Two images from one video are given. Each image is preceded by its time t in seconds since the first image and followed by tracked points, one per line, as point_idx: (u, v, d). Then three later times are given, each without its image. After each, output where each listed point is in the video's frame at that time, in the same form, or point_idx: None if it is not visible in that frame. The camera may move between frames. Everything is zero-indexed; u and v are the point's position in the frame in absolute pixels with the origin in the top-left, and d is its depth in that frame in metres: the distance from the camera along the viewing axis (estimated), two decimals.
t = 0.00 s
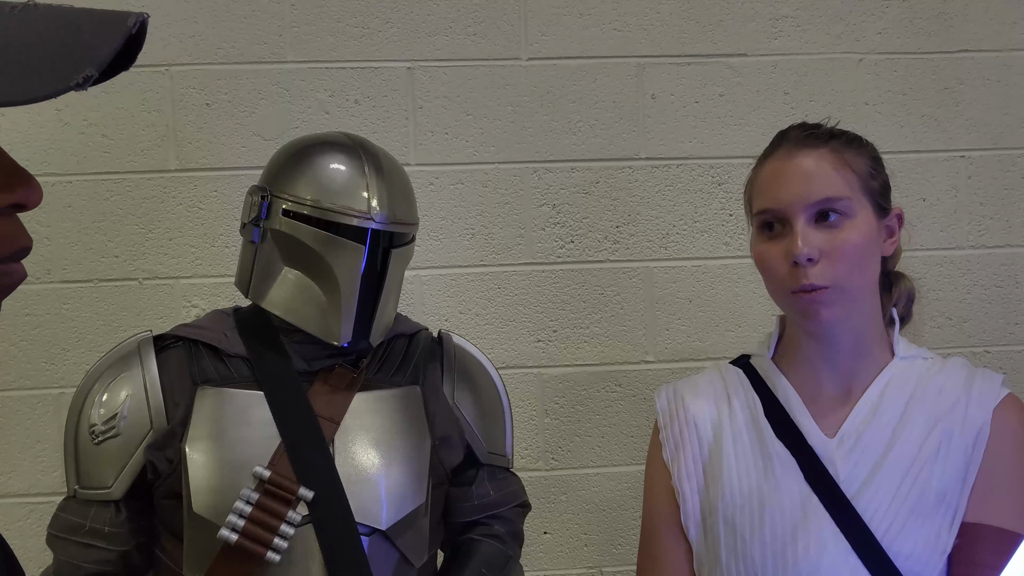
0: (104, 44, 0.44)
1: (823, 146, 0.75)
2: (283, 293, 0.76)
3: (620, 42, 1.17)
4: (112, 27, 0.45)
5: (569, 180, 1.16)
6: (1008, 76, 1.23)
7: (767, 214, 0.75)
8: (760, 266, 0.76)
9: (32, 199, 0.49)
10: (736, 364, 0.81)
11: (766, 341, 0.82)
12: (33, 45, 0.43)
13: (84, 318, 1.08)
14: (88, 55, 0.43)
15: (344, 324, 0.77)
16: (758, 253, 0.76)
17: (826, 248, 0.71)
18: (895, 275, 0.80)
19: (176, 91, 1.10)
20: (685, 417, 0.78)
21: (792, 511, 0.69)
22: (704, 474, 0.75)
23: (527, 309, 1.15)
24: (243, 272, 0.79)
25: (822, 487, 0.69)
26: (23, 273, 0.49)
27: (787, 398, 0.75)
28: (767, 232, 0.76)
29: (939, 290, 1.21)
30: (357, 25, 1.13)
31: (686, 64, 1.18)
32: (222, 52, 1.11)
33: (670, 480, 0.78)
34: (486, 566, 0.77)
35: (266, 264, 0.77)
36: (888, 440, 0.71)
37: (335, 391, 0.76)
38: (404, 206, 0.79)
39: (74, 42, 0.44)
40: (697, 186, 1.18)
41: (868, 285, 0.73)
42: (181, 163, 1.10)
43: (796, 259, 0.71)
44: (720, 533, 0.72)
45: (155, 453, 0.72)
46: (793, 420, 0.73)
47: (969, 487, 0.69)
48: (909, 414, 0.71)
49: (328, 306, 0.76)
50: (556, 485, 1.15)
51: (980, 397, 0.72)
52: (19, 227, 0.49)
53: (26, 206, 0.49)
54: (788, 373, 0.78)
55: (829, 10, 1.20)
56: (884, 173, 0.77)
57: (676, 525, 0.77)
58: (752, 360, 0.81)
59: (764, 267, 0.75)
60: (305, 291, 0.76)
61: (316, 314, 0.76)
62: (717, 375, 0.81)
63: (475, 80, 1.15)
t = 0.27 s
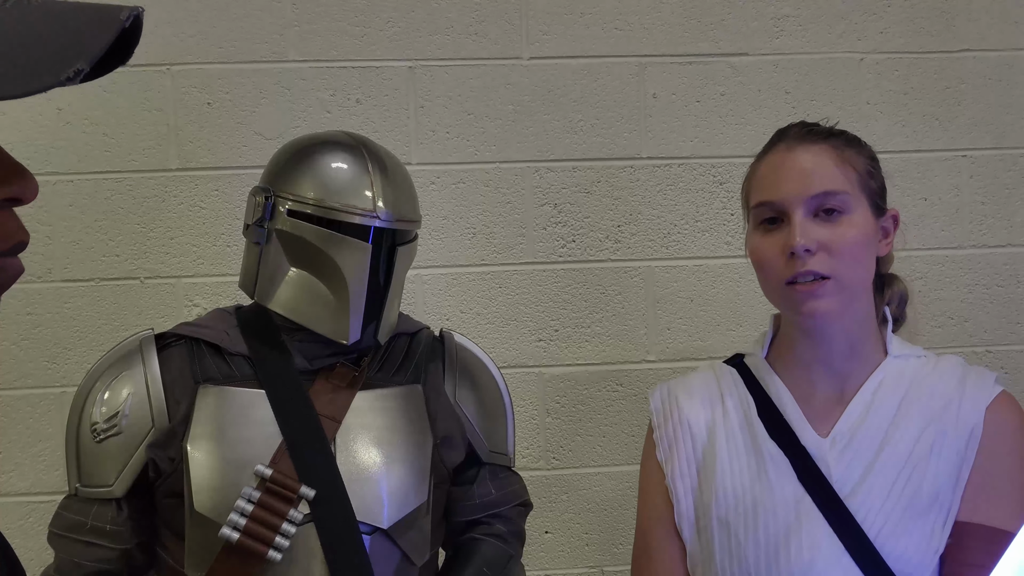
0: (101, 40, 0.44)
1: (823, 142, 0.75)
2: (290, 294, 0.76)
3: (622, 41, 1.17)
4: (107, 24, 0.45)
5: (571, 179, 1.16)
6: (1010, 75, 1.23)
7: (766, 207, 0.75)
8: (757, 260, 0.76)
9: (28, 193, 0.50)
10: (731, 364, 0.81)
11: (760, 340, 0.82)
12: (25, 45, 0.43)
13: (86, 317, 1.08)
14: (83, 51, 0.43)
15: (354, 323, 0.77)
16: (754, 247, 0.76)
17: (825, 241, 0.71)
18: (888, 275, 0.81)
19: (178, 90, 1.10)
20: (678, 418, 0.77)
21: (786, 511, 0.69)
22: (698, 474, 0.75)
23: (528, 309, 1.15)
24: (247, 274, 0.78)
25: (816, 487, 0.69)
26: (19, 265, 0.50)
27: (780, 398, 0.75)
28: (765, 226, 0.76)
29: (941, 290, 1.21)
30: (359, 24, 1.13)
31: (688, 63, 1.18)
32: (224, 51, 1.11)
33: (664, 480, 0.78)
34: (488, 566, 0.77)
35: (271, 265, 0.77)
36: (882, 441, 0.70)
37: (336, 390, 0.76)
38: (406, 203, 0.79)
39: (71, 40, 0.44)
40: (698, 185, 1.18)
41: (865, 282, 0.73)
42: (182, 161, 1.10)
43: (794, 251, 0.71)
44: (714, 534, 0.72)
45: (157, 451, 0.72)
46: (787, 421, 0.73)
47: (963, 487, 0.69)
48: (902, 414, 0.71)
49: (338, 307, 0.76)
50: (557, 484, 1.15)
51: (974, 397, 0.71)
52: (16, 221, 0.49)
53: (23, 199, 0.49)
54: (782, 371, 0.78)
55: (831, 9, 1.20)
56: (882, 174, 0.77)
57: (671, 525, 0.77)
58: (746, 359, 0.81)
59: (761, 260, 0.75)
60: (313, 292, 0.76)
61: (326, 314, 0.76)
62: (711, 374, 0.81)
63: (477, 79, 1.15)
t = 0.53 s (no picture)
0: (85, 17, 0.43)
1: (819, 138, 0.75)
2: (299, 297, 0.76)
3: (624, 41, 1.17)
4: None
5: (573, 179, 1.16)
6: (1012, 76, 1.23)
7: (762, 200, 0.75)
8: (751, 253, 0.75)
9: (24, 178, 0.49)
10: (723, 363, 0.81)
11: (753, 338, 0.82)
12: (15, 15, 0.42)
13: (89, 316, 1.09)
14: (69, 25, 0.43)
15: (364, 322, 0.77)
16: (749, 240, 0.76)
17: (820, 234, 0.71)
18: (878, 275, 0.81)
19: (180, 90, 1.10)
20: (671, 416, 0.77)
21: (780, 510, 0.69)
22: (691, 472, 0.75)
23: (530, 308, 1.15)
24: (254, 277, 0.79)
25: (809, 486, 0.69)
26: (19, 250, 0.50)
27: (774, 396, 0.74)
28: (760, 219, 0.76)
29: (943, 290, 1.21)
30: (361, 24, 1.13)
31: (690, 63, 1.18)
32: (226, 51, 1.11)
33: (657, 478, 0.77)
34: (489, 564, 0.77)
35: (279, 271, 0.76)
36: (876, 437, 0.71)
37: (339, 388, 0.76)
38: (410, 201, 0.79)
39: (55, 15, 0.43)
40: (700, 184, 1.18)
41: (859, 278, 0.73)
42: (185, 161, 1.10)
43: (789, 243, 0.70)
44: (707, 532, 0.72)
45: (159, 449, 0.72)
46: (780, 419, 0.73)
47: (957, 484, 0.69)
48: (896, 412, 0.71)
49: (348, 306, 0.77)
50: (559, 484, 1.15)
51: (967, 395, 0.72)
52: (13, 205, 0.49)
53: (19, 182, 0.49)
54: (774, 369, 0.78)
55: (833, 9, 1.20)
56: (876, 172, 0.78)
57: (663, 523, 0.76)
58: (739, 357, 0.81)
59: (755, 253, 0.74)
60: (322, 292, 0.76)
61: (337, 315, 0.77)
62: (704, 372, 0.80)
63: (479, 79, 1.15)
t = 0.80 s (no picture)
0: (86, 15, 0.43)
1: (807, 145, 0.75)
2: (303, 297, 0.76)
3: (626, 42, 1.17)
4: None
5: (574, 180, 1.16)
6: (1014, 76, 1.23)
7: (750, 211, 0.75)
8: (741, 264, 0.76)
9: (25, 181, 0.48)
10: (718, 364, 0.81)
11: (747, 342, 0.82)
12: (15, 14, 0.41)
13: (92, 316, 1.09)
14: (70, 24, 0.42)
15: (366, 322, 0.77)
16: (739, 250, 0.76)
17: (807, 246, 0.71)
18: (876, 276, 0.81)
19: (183, 91, 1.11)
20: (667, 419, 0.77)
21: (777, 512, 0.69)
22: (687, 475, 0.75)
23: (532, 309, 1.15)
24: (256, 276, 0.79)
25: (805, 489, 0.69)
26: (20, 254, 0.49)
27: (770, 399, 0.74)
28: (749, 230, 0.76)
29: (945, 291, 1.21)
30: (363, 25, 1.13)
31: (692, 64, 1.18)
32: (229, 52, 1.11)
33: (653, 481, 0.77)
34: (491, 565, 0.77)
35: (283, 270, 0.76)
36: (873, 439, 0.71)
37: (341, 389, 0.77)
38: (413, 203, 0.79)
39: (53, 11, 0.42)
40: (702, 185, 1.18)
41: (849, 285, 0.73)
42: (188, 162, 1.10)
43: (776, 257, 0.71)
44: (704, 535, 0.72)
45: (161, 450, 0.72)
46: (776, 421, 0.73)
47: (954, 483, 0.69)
48: (892, 414, 0.72)
49: (351, 307, 0.77)
50: (561, 484, 1.15)
51: (964, 395, 0.72)
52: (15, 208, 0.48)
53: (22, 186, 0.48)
54: (768, 373, 0.78)
55: (835, 10, 1.20)
56: (868, 175, 0.77)
57: (660, 527, 0.77)
58: (734, 359, 0.81)
59: (745, 264, 0.75)
60: (325, 293, 0.77)
61: (340, 315, 0.77)
62: (699, 375, 0.81)
63: (481, 80, 1.15)
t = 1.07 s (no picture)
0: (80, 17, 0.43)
1: (807, 138, 0.75)
2: (302, 296, 0.76)
3: (627, 42, 1.17)
4: None
5: (575, 180, 1.16)
6: (1016, 76, 1.23)
7: (749, 201, 0.75)
8: (739, 254, 0.76)
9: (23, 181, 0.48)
10: (715, 363, 0.81)
11: (744, 341, 0.82)
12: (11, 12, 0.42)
13: (93, 316, 1.09)
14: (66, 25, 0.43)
15: (366, 322, 0.77)
16: (737, 241, 0.76)
17: (804, 235, 0.71)
18: (875, 275, 0.80)
19: (184, 90, 1.11)
20: (665, 420, 0.77)
21: (777, 514, 0.69)
22: (686, 477, 0.75)
23: (532, 309, 1.15)
24: (256, 275, 0.79)
25: (807, 490, 0.68)
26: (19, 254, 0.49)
27: (767, 398, 0.74)
28: (747, 220, 0.76)
29: (947, 291, 1.20)
30: (363, 25, 1.13)
31: (694, 64, 1.18)
32: (229, 52, 1.11)
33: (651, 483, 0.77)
34: (491, 565, 0.77)
35: (282, 268, 0.76)
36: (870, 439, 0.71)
37: (340, 389, 0.77)
38: (414, 203, 0.79)
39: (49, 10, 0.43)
40: (703, 185, 1.18)
41: (847, 279, 0.73)
42: (188, 161, 1.10)
43: (773, 243, 0.71)
44: (703, 537, 0.72)
45: (162, 450, 0.72)
46: (775, 422, 0.73)
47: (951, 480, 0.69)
48: (890, 413, 0.72)
49: (351, 306, 0.77)
50: (561, 484, 1.15)
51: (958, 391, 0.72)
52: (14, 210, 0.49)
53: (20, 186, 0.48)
54: (765, 370, 0.78)
55: (837, 9, 1.20)
56: (868, 170, 0.77)
57: (658, 528, 0.77)
58: (731, 358, 0.81)
59: (743, 254, 0.75)
60: (325, 292, 0.76)
61: (339, 314, 0.77)
62: (697, 375, 0.80)
63: (482, 80, 1.15)
